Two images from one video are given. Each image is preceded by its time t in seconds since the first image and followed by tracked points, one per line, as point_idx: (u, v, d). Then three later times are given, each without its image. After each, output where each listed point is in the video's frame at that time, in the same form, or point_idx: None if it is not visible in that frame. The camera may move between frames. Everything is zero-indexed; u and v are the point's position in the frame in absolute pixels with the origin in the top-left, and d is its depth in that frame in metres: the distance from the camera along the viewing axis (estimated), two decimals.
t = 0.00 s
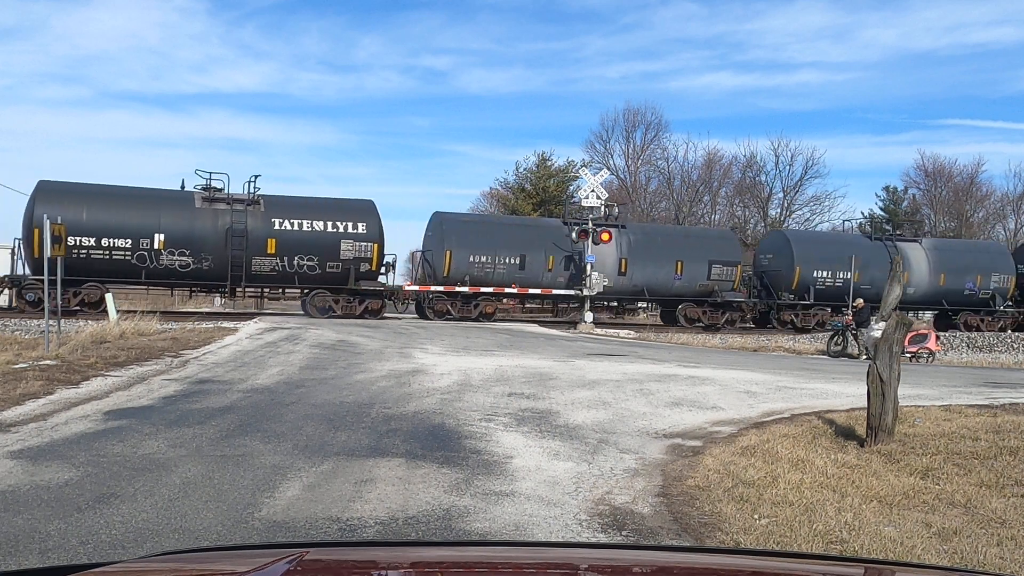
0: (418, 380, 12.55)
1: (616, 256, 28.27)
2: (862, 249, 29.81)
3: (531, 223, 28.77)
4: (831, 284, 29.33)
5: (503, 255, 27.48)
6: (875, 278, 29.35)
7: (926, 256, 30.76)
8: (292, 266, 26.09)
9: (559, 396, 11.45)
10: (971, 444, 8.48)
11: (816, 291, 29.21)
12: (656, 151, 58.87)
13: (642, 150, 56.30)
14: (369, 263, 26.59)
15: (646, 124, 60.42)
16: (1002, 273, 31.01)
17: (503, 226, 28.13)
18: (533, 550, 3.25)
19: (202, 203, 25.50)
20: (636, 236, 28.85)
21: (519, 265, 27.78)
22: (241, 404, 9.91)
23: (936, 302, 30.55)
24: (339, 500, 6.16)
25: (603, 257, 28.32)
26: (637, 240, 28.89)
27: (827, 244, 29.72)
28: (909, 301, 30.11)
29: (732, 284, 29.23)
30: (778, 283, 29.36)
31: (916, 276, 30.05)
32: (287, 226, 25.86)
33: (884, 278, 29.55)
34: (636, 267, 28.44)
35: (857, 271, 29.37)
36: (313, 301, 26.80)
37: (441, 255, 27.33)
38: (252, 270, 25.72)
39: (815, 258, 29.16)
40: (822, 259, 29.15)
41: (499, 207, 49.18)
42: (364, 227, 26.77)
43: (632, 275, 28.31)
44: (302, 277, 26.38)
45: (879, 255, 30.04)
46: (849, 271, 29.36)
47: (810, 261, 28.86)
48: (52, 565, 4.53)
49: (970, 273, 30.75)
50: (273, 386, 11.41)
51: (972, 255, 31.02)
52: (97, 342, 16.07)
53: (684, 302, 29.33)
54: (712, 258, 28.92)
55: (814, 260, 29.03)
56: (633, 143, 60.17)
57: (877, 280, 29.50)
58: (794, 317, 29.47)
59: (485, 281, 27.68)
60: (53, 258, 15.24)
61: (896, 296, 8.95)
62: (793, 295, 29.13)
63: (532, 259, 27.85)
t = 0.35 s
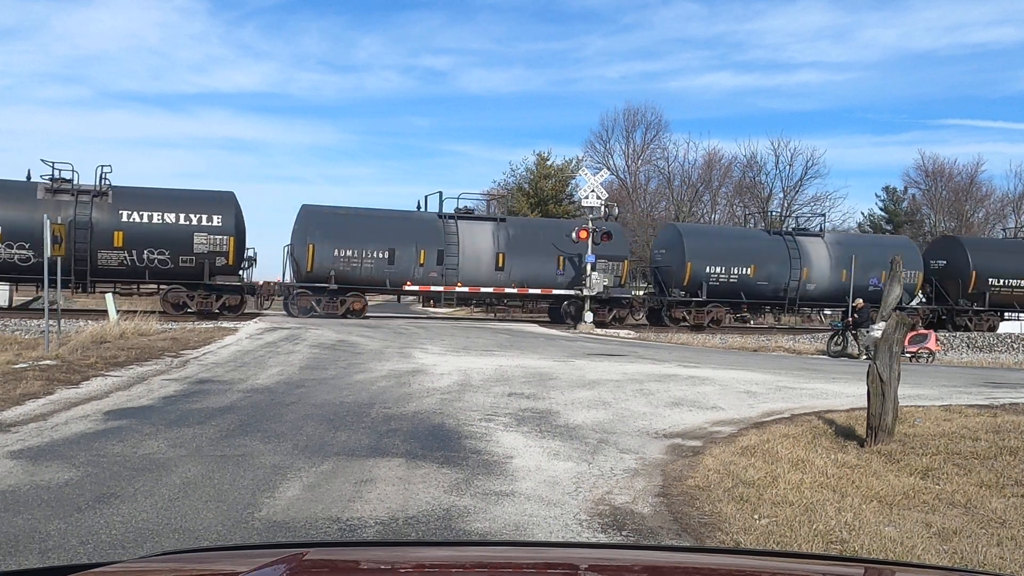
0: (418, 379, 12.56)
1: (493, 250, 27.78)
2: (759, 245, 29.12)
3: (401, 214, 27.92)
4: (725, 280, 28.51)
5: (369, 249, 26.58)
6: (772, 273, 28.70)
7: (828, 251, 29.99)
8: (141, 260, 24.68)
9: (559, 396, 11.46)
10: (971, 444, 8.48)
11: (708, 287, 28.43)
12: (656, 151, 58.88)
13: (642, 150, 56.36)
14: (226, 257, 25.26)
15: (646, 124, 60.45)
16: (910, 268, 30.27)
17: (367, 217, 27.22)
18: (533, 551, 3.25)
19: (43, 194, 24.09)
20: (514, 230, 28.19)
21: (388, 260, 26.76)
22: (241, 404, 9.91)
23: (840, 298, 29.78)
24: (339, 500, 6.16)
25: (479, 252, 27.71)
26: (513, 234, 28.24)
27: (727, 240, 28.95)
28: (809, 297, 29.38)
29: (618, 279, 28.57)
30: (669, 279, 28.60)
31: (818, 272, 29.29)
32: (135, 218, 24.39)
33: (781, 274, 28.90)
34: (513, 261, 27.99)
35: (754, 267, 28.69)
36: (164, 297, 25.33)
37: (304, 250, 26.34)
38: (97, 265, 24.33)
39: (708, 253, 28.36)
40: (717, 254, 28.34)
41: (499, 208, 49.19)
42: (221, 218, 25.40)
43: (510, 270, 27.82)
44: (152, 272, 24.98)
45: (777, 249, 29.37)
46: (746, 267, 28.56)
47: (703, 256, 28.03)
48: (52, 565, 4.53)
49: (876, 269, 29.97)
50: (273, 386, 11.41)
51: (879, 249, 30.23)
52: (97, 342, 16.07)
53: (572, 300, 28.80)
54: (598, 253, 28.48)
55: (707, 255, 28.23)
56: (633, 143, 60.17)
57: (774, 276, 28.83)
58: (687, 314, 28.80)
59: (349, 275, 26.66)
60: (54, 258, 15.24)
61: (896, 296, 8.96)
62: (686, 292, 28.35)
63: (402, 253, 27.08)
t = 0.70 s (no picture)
0: (418, 380, 12.56)
1: (359, 243, 26.91)
2: (648, 239, 28.48)
3: (264, 207, 26.85)
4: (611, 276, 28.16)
5: (225, 243, 25.53)
6: (660, 267, 28.17)
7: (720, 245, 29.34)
8: None
9: (559, 396, 11.46)
10: (971, 444, 8.49)
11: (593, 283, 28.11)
12: (657, 151, 58.89)
13: (642, 150, 56.46)
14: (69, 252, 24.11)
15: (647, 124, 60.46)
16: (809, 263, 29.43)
17: (231, 210, 26.21)
18: (532, 551, 3.25)
19: None
20: (384, 223, 27.30)
21: (248, 253, 25.82)
22: (241, 404, 9.91)
23: (733, 295, 29.19)
24: (339, 500, 6.16)
25: (345, 245, 26.85)
26: (383, 226, 27.33)
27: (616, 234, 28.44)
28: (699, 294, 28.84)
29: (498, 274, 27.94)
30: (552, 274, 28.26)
31: (709, 267, 28.74)
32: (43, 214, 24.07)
33: (670, 268, 28.26)
34: (381, 254, 27.07)
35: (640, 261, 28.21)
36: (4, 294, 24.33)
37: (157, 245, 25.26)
38: None
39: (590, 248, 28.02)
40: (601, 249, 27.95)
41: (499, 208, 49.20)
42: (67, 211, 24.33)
43: (376, 264, 26.95)
44: None
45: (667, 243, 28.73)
46: (631, 261, 28.10)
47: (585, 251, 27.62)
48: (52, 565, 4.53)
49: (771, 264, 29.22)
50: (273, 386, 11.41)
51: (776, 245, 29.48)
52: (97, 342, 16.07)
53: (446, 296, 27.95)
54: (472, 247, 27.58)
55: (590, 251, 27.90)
56: (633, 143, 60.16)
57: (663, 270, 28.25)
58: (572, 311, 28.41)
59: (206, 271, 25.64)
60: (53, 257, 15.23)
61: (896, 296, 8.95)
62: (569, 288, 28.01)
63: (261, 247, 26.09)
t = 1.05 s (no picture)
0: (418, 380, 12.55)
1: (213, 236, 25.47)
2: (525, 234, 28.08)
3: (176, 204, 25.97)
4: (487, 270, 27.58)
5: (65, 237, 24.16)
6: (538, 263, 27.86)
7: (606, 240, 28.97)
8: None
9: (559, 396, 11.45)
10: (971, 444, 8.48)
11: (468, 277, 27.62)
12: (657, 151, 58.84)
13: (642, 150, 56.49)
14: None
15: (647, 124, 60.37)
16: (700, 258, 28.95)
17: (80, 200, 24.72)
18: (532, 551, 3.25)
19: None
20: (241, 214, 25.83)
21: (91, 247, 24.46)
22: (241, 404, 9.91)
23: (621, 290, 28.73)
24: (339, 500, 6.16)
25: (199, 236, 25.43)
26: (241, 219, 25.92)
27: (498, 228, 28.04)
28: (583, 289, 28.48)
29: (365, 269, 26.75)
30: (426, 270, 27.56)
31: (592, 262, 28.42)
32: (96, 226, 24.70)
33: (550, 263, 28.10)
34: (240, 249, 25.72)
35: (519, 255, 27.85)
36: None
37: None
38: None
39: (465, 242, 27.48)
40: (475, 243, 27.45)
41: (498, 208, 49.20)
42: None
43: (231, 258, 25.55)
44: None
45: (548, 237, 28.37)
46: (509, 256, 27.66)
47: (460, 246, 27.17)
48: (52, 565, 4.53)
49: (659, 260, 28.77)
50: (273, 386, 11.41)
51: (663, 239, 28.98)
52: (97, 342, 16.07)
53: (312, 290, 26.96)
54: (335, 239, 26.43)
55: (463, 244, 27.37)
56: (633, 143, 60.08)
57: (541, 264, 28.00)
58: (444, 307, 27.79)
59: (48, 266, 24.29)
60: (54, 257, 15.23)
61: (896, 296, 8.95)
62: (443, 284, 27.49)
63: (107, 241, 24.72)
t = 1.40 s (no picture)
0: (418, 380, 12.55)
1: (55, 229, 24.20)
2: (397, 227, 27.07)
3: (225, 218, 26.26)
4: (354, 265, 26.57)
5: None
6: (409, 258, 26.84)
7: (484, 233, 28.04)
8: None
9: (559, 396, 11.45)
10: (971, 444, 8.48)
11: (333, 272, 26.52)
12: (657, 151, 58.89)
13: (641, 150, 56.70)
14: None
15: (647, 124, 60.41)
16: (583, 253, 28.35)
17: None
18: (532, 550, 3.25)
19: None
20: (87, 206, 24.55)
21: None
22: (241, 404, 9.91)
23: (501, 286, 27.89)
24: (339, 500, 6.16)
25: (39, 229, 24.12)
26: (85, 210, 24.58)
27: (368, 220, 26.98)
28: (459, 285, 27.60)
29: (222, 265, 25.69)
30: (290, 266, 26.44)
31: (467, 257, 27.54)
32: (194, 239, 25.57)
33: (421, 258, 27.01)
34: (84, 242, 24.43)
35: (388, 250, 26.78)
36: None
37: None
38: None
39: (331, 236, 26.28)
40: (340, 236, 26.25)
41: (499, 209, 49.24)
42: None
43: (76, 253, 24.26)
44: None
45: (421, 230, 27.36)
46: (377, 250, 26.65)
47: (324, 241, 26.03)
48: (52, 565, 4.53)
49: (540, 254, 28.08)
50: (273, 386, 11.41)
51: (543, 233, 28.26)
52: (97, 342, 16.08)
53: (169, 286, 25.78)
54: (188, 235, 25.28)
55: (327, 238, 26.16)
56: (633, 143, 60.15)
57: (414, 260, 26.98)
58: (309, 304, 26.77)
59: None
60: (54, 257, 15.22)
61: (896, 296, 8.96)
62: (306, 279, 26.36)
63: None
